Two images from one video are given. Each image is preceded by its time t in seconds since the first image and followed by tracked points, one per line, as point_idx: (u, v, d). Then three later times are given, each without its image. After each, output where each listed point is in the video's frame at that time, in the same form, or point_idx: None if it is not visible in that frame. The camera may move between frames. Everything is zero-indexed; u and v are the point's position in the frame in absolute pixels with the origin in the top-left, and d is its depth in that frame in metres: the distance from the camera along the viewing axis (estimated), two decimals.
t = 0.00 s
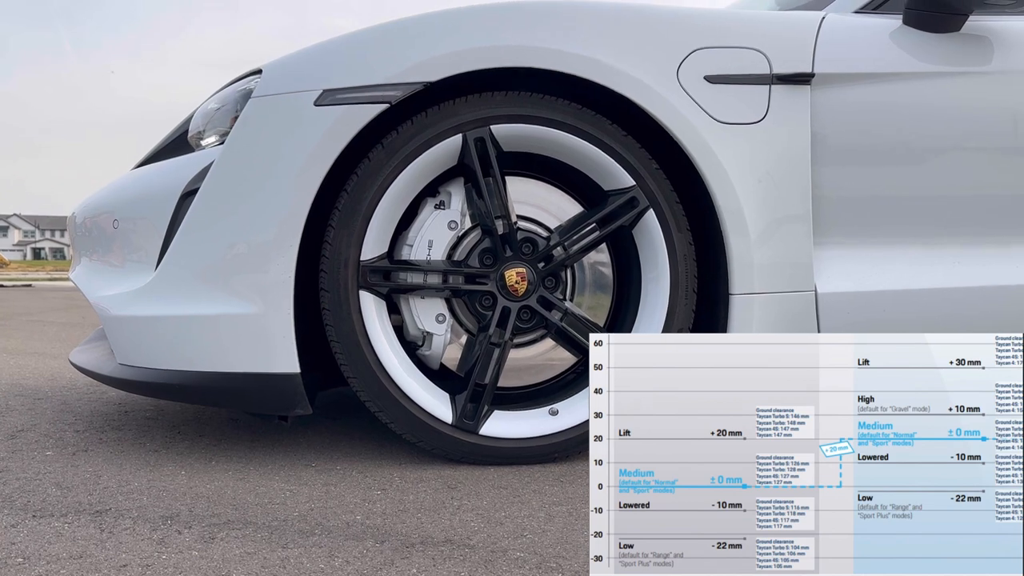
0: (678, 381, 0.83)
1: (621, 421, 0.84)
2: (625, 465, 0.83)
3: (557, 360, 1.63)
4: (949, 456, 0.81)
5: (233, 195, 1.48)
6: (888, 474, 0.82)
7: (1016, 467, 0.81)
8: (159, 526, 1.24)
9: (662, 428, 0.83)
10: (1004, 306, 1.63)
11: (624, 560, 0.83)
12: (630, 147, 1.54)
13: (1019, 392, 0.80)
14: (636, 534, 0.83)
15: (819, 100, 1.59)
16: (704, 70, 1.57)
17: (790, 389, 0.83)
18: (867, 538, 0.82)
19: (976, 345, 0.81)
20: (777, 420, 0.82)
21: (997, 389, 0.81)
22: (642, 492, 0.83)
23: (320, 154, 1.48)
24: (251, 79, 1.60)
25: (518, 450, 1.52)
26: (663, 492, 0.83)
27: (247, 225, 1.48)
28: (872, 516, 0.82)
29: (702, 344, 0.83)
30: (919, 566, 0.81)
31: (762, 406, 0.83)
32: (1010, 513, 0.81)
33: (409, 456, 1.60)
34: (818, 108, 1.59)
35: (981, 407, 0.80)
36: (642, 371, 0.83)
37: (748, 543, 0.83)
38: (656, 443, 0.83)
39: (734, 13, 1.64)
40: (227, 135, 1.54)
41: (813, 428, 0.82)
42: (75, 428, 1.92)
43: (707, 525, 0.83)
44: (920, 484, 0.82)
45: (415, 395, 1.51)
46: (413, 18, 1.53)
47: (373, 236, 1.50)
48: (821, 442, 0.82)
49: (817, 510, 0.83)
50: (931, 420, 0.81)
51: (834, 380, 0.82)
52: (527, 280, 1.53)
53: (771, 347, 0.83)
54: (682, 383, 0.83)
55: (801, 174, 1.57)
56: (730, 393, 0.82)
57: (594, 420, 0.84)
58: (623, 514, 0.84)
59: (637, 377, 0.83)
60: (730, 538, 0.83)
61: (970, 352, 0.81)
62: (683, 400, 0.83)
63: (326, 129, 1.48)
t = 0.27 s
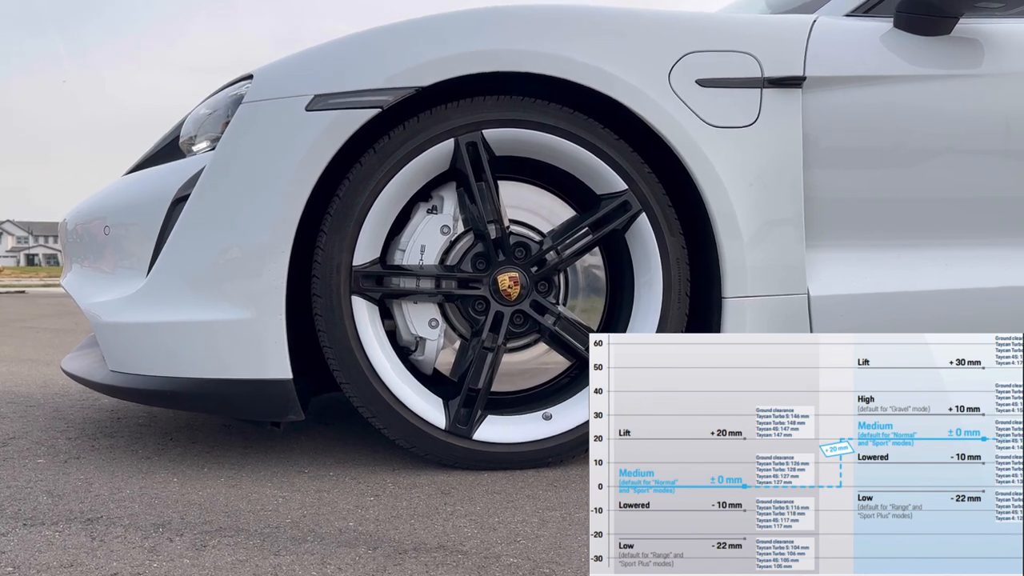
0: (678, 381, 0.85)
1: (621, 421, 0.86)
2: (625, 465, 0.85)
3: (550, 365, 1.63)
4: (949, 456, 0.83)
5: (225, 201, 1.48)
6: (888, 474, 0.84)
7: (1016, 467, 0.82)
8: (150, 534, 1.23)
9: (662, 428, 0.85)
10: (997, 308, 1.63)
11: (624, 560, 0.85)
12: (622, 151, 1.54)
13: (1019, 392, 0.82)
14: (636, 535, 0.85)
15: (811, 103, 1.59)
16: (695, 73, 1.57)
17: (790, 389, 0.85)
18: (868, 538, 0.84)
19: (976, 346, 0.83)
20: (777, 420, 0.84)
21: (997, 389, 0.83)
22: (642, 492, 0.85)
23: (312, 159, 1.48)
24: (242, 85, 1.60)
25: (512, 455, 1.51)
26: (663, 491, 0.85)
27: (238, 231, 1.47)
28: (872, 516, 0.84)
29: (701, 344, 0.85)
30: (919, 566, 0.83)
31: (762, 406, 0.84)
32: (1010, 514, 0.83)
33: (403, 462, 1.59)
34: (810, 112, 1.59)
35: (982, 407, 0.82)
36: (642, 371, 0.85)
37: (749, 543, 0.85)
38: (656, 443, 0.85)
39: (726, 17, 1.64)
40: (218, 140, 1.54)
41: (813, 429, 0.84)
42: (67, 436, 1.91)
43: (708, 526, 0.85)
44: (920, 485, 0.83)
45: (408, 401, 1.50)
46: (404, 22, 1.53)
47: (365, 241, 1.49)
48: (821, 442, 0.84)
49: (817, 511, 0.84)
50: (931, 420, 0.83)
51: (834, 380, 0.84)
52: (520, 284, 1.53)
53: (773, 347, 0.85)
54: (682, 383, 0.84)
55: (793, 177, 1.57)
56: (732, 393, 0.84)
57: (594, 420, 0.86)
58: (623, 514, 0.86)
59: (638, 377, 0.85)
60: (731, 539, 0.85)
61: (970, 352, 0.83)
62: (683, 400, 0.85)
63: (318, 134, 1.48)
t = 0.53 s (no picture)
0: (679, 382, 0.87)
1: (622, 420, 0.88)
2: (625, 465, 0.88)
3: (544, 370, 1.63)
4: (949, 456, 0.85)
5: (216, 208, 1.47)
6: (888, 474, 0.86)
7: (1016, 467, 0.85)
8: (142, 543, 1.23)
9: (663, 427, 0.87)
10: (990, 311, 1.64)
11: (625, 559, 0.87)
12: (615, 156, 1.55)
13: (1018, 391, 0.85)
14: (636, 534, 0.87)
15: (803, 107, 1.59)
16: (688, 78, 1.57)
17: (790, 389, 0.87)
18: (867, 537, 0.87)
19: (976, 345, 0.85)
20: (776, 420, 0.86)
21: (997, 389, 0.85)
22: (642, 491, 0.87)
23: (304, 165, 1.47)
24: (234, 91, 1.59)
25: (506, 461, 1.51)
26: (663, 491, 0.87)
27: (230, 238, 1.47)
28: (873, 516, 0.86)
29: (701, 344, 0.87)
30: (919, 565, 0.86)
31: (762, 406, 0.87)
32: (1010, 513, 0.86)
33: (396, 469, 1.59)
34: (802, 116, 1.59)
35: (981, 407, 0.85)
36: (643, 371, 0.87)
37: (749, 542, 0.88)
38: (657, 442, 0.87)
39: (718, 22, 1.65)
40: (210, 147, 1.53)
41: (813, 428, 0.86)
42: (61, 443, 1.91)
43: (709, 525, 0.87)
44: (920, 485, 0.86)
45: (401, 407, 1.50)
46: (396, 28, 1.53)
47: (357, 247, 1.49)
48: (821, 442, 0.86)
49: (817, 510, 0.87)
50: (932, 420, 0.85)
51: (834, 380, 0.86)
52: (513, 290, 1.53)
53: (775, 347, 0.87)
54: (683, 383, 0.87)
55: (785, 181, 1.57)
56: (732, 393, 0.86)
57: (594, 420, 0.88)
58: (623, 514, 0.88)
59: (638, 378, 0.87)
60: (731, 538, 0.87)
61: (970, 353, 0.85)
62: (683, 400, 0.87)
63: (310, 140, 1.47)
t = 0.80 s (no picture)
0: (679, 381, 0.87)
1: (622, 421, 0.88)
2: (625, 466, 0.88)
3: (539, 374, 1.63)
4: (949, 455, 0.85)
5: (209, 212, 1.47)
6: (888, 474, 0.86)
7: (1016, 467, 0.85)
8: (135, 548, 1.22)
9: (663, 427, 0.87)
10: (984, 312, 1.64)
11: (625, 560, 0.88)
12: (608, 158, 1.55)
13: (1017, 391, 0.85)
14: (636, 535, 0.88)
15: (796, 110, 1.60)
16: (681, 81, 1.57)
17: (790, 389, 0.87)
18: (867, 537, 0.87)
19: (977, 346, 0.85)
20: (776, 420, 0.87)
21: (997, 389, 0.85)
22: (642, 492, 0.88)
23: (297, 169, 1.47)
24: (227, 95, 1.59)
25: (501, 464, 1.51)
26: (663, 491, 0.88)
27: (223, 242, 1.46)
28: (872, 515, 0.87)
29: (700, 344, 0.88)
30: (919, 565, 0.86)
31: (762, 406, 0.87)
32: (1010, 514, 0.86)
33: (390, 473, 1.58)
34: (795, 118, 1.60)
35: (981, 407, 0.85)
36: (643, 371, 0.87)
37: (749, 542, 0.88)
38: (657, 442, 0.88)
39: (711, 24, 1.65)
40: (203, 151, 1.53)
41: (813, 428, 0.87)
42: (54, 448, 1.90)
43: (709, 525, 0.88)
44: (920, 484, 0.86)
45: (395, 411, 1.50)
46: (390, 31, 1.53)
47: (351, 251, 1.49)
48: (821, 442, 0.87)
49: (817, 510, 0.87)
50: (932, 420, 0.85)
51: (834, 380, 0.87)
52: (508, 293, 1.52)
53: (776, 347, 0.88)
54: (682, 383, 0.87)
55: (778, 183, 1.58)
56: (731, 393, 0.87)
57: (594, 420, 0.89)
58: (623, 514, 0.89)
59: (638, 378, 0.87)
60: (731, 538, 0.88)
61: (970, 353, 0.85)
62: (683, 400, 0.87)
63: (303, 144, 1.47)
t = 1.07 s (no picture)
0: (678, 382, 0.86)
1: (622, 420, 0.87)
2: (625, 466, 0.87)
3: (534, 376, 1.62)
4: (949, 455, 0.84)
5: (203, 215, 1.46)
6: (888, 473, 0.85)
7: (1016, 466, 0.84)
8: (130, 553, 1.21)
9: (663, 428, 0.86)
10: (978, 312, 1.64)
11: (625, 559, 0.87)
12: (603, 160, 1.55)
13: (1017, 391, 0.84)
14: (636, 534, 0.87)
15: (789, 111, 1.60)
16: (675, 83, 1.58)
17: (790, 389, 0.86)
18: (866, 537, 0.86)
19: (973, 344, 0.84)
20: (777, 420, 0.86)
21: (997, 389, 0.84)
22: (642, 491, 0.87)
23: (291, 172, 1.47)
24: (221, 98, 1.59)
25: (496, 467, 1.51)
26: (663, 491, 0.87)
27: (217, 245, 1.46)
28: (872, 515, 0.86)
29: (701, 344, 0.86)
30: (919, 565, 0.84)
31: (762, 406, 0.86)
32: (1011, 514, 0.85)
33: (385, 477, 1.58)
34: (789, 120, 1.60)
35: (981, 407, 0.84)
36: (642, 371, 0.86)
37: (749, 542, 0.87)
38: (657, 442, 0.86)
39: (705, 26, 1.65)
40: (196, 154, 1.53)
41: (813, 428, 0.86)
42: (47, 454, 1.88)
43: (709, 525, 0.86)
44: (920, 484, 0.85)
45: (391, 414, 1.49)
46: (383, 33, 1.53)
47: (345, 254, 1.48)
48: (821, 442, 0.86)
49: (817, 511, 0.86)
50: (931, 420, 0.84)
51: (834, 380, 0.85)
52: (503, 295, 1.52)
53: (775, 347, 0.87)
54: (682, 383, 0.86)
55: (773, 184, 1.58)
56: (731, 394, 0.85)
57: (594, 420, 0.88)
58: (623, 514, 0.87)
59: (638, 378, 0.86)
60: (731, 538, 0.87)
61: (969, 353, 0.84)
62: (683, 400, 0.86)
63: (297, 147, 1.47)
